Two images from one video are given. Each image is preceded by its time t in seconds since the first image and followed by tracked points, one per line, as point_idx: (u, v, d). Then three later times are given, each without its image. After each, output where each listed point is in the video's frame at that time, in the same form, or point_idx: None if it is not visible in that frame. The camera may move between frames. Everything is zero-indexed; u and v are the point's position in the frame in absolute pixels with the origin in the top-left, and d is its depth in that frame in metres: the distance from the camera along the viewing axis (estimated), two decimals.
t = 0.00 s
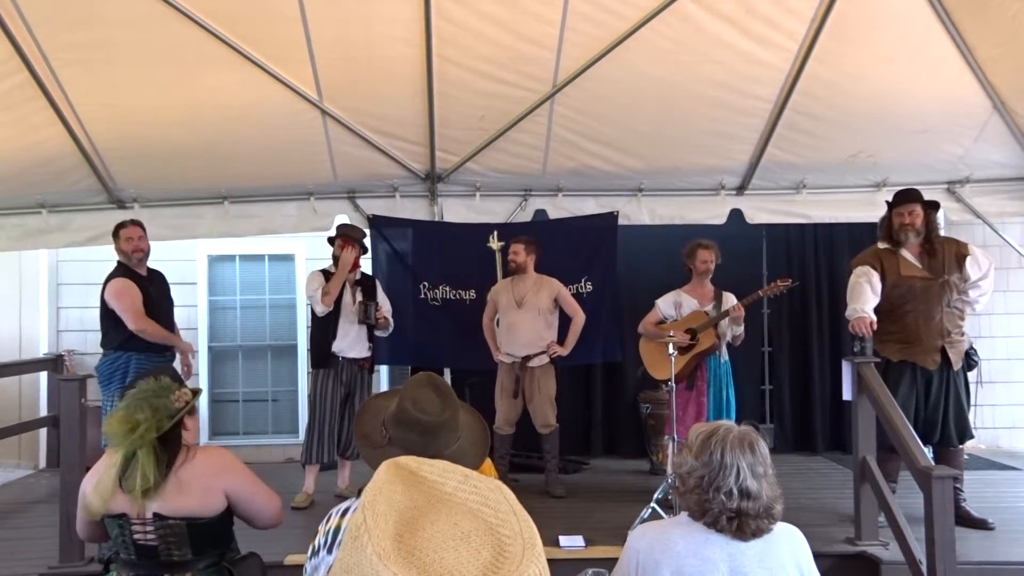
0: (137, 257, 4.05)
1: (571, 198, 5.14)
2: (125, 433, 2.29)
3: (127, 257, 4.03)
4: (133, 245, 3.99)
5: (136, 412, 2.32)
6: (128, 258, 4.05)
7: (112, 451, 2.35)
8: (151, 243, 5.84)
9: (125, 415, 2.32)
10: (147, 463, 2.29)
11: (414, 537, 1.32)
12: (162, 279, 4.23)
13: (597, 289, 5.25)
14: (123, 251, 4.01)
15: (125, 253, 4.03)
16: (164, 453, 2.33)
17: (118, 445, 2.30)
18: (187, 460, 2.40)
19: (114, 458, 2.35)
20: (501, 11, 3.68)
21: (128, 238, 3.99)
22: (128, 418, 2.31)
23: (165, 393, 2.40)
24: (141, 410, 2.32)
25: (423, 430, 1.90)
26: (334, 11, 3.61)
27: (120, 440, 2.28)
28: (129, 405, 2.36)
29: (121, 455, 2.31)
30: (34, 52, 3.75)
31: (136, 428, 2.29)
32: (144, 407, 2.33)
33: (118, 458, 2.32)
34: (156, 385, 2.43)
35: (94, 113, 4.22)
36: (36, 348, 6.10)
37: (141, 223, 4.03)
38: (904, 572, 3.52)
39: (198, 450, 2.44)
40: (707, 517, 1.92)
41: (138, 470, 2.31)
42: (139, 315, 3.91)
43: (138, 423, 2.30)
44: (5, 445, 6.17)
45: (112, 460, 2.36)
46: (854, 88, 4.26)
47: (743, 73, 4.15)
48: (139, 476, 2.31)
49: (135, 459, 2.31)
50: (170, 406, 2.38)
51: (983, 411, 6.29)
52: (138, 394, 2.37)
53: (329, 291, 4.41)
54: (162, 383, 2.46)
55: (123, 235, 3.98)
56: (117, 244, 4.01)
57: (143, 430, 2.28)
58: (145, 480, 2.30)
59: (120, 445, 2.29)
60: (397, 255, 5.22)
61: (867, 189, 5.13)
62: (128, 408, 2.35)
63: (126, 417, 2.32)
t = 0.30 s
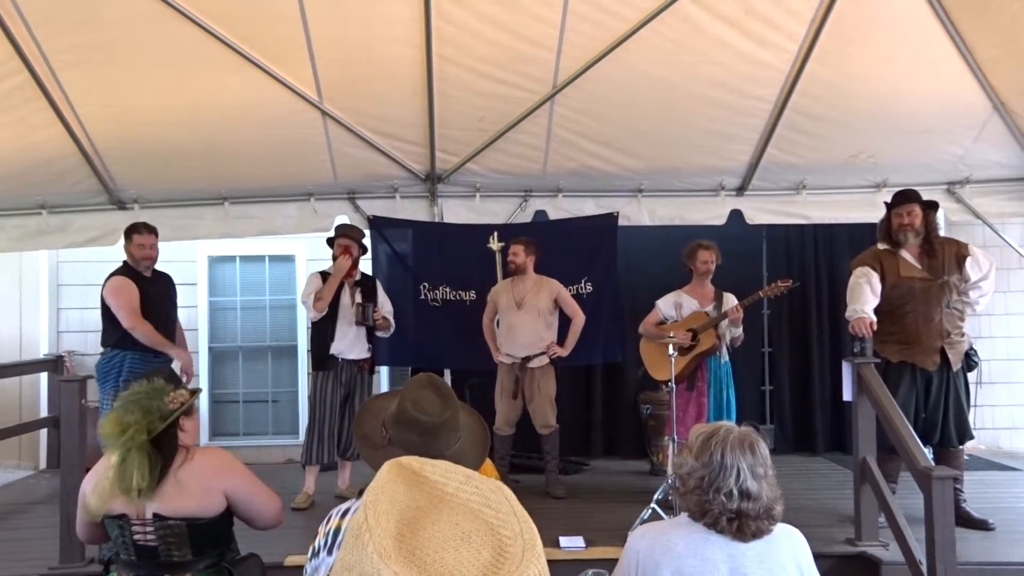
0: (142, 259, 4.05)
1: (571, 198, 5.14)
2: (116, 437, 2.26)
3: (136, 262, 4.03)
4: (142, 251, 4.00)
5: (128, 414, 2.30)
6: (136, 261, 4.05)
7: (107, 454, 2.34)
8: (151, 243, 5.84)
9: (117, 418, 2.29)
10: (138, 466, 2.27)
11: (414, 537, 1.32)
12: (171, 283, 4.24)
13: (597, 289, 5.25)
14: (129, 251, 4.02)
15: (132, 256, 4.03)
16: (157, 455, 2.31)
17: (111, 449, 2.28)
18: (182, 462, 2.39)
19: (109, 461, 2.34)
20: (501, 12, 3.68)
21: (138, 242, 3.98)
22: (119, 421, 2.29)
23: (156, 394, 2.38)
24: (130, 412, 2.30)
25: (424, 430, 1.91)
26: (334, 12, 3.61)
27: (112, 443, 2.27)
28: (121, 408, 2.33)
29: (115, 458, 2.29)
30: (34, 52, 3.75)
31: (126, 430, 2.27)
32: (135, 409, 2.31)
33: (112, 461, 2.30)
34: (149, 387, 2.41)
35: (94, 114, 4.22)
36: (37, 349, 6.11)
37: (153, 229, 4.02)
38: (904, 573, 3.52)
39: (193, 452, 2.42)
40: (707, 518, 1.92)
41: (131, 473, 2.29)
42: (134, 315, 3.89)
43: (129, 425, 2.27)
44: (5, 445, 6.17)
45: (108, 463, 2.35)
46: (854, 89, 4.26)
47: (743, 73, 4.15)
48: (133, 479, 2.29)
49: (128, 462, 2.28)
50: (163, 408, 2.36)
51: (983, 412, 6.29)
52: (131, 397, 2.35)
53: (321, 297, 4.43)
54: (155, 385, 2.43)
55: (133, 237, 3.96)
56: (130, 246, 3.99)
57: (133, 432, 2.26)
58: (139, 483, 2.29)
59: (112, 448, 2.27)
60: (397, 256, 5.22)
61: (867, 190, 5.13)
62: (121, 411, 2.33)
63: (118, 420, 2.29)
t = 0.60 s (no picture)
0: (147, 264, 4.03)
1: (571, 199, 5.14)
2: (139, 439, 2.27)
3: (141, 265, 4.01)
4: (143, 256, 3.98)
5: (149, 416, 2.30)
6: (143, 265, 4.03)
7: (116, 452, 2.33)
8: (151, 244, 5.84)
9: (137, 419, 2.29)
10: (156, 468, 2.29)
11: (414, 537, 1.33)
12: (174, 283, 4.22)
13: (597, 290, 5.25)
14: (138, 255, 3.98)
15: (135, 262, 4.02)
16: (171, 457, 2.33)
17: (127, 449, 2.27)
18: (194, 464, 2.39)
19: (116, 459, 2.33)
20: (501, 12, 3.68)
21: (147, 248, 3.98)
22: (140, 422, 2.29)
23: (172, 395, 2.38)
24: (153, 414, 2.31)
25: (424, 432, 1.91)
26: (333, 12, 3.61)
27: (131, 444, 2.26)
28: (139, 408, 2.33)
29: (127, 458, 2.29)
30: (34, 53, 3.75)
31: (149, 433, 2.28)
32: (157, 412, 2.31)
33: (124, 461, 2.30)
34: (165, 387, 2.40)
35: (94, 115, 4.22)
36: (37, 350, 6.10)
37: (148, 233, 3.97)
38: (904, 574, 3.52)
39: (200, 454, 2.42)
40: (707, 519, 1.92)
41: (145, 474, 2.30)
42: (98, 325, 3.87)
43: (152, 428, 2.28)
44: (5, 446, 6.17)
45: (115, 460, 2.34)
46: (853, 90, 4.26)
47: (742, 74, 4.15)
48: (145, 479, 2.30)
49: (143, 463, 2.30)
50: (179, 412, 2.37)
51: (982, 413, 6.29)
52: (149, 397, 2.34)
53: (310, 305, 4.41)
54: (169, 385, 2.43)
55: (134, 238, 3.95)
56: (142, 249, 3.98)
57: (158, 436, 2.28)
58: (151, 484, 2.30)
59: (130, 449, 2.26)
60: (397, 257, 5.22)
61: (867, 191, 5.12)
62: (138, 411, 2.32)
63: (139, 421, 2.29)
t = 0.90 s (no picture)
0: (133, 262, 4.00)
1: (570, 200, 5.13)
2: (146, 439, 2.27)
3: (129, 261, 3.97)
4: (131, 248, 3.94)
5: (157, 416, 2.31)
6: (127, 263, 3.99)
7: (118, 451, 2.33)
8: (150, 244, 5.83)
9: (145, 419, 2.29)
10: (162, 468, 2.30)
11: (410, 524, 1.33)
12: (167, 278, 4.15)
13: (596, 291, 5.25)
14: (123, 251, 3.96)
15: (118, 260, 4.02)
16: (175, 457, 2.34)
17: (132, 448, 2.27)
18: (196, 464, 2.40)
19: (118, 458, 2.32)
20: (500, 12, 3.67)
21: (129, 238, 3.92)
22: (147, 422, 2.29)
23: (176, 396, 2.39)
24: (160, 415, 2.31)
25: (424, 432, 1.90)
26: (333, 12, 3.60)
27: (137, 444, 2.26)
28: (145, 408, 2.32)
29: (131, 457, 2.28)
30: (33, 53, 3.74)
31: (156, 434, 2.28)
32: (164, 412, 2.32)
33: (128, 461, 2.29)
34: (169, 387, 2.41)
35: (93, 114, 4.22)
36: (35, 350, 6.09)
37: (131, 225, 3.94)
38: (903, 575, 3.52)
39: (200, 454, 2.42)
40: (707, 520, 1.91)
41: (149, 474, 2.30)
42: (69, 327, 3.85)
43: (161, 428, 2.29)
44: (4, 446, 6.16)
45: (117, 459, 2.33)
46: (853, 91, 4.26)
47: (742, 75, 4.15)
48: (150, 480, 2.31)
49: (147, 462, 2.30)
50: (183, 412, 2.38)
51: (982, 414, 6.29)
52: (155, 397, 2.34)
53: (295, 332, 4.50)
54: (173, 386, 2.43)
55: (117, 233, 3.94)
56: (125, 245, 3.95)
57: (166, 437, 2.28)
58: (155, 484, 2.30)
59: (136, 449, 2.26)
60: (396, 257, 5.22)
61: (867, 192, 5.12)
62: (143, 411, 2.32)
63: (146, 421, 2.29)
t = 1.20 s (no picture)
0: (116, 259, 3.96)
1: (570, 200, 5.13)
2: (146, 440, 2.27)
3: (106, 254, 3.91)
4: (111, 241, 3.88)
5: (157, 417, 2.31)
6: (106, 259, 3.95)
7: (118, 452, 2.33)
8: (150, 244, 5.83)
9: (145, 420, 2.30)
10: (163, 468, 2.30)
11: (411, 524, 1.32)
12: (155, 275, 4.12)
13: (596, 290, 5.25)
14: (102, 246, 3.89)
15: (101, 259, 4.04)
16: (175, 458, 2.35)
17: (131, 448, 2.27)
18: (196, 465, 2.40)
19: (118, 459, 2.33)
20: (500, 12, 3.67)
21: (108, 233, 3.87)
22: (147, 423, 2.29)
23: (175, 396, 2.39)
24: (159, 415, 2.32)
25: (423, 433, 1.90)
26: (333, 12, 3.60)
27: (137, 444, 2.26)
28: (145, 408, 2.33)
29: (130, 458, 2.29)
30: (32, 52, 3.74)
31: (156, 434, 2.29)
32: (164, 413, 2.33)
33: (128, 461, 2.29)
34: (169, 388, 2.41)
35: (92, 114, 4.21)
36: (34, 349, 6.09)
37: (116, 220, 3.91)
38: None
39: (200, 455, 2.43)
40: (707, 521, 1.91)
41: (149, 474, 2.31)
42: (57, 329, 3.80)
43: (161, 428, 2.30)
44: (2, 446, 6.16)
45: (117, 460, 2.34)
46: (852, 91, 4.26)
47: (741, 75, 4.15)
48: (149, 480, 2.31)
49: (147, 463, 2.30)
50: (183, 413, 2.39)
51: (981, 415, 6.29)
52: (155, 398, 2.35)
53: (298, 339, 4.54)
54: (172, 387, 2.43)
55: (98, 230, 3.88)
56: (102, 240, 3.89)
57: (166, 437, 2.29)
58: (155, 484, 2.30)
59: (136, 449, 2.26)
60: (396, 257, 5.21)
61: (866, 192, 5.12)
62: (143, 412, 2.33)
63: (146, 421, 2.29)
